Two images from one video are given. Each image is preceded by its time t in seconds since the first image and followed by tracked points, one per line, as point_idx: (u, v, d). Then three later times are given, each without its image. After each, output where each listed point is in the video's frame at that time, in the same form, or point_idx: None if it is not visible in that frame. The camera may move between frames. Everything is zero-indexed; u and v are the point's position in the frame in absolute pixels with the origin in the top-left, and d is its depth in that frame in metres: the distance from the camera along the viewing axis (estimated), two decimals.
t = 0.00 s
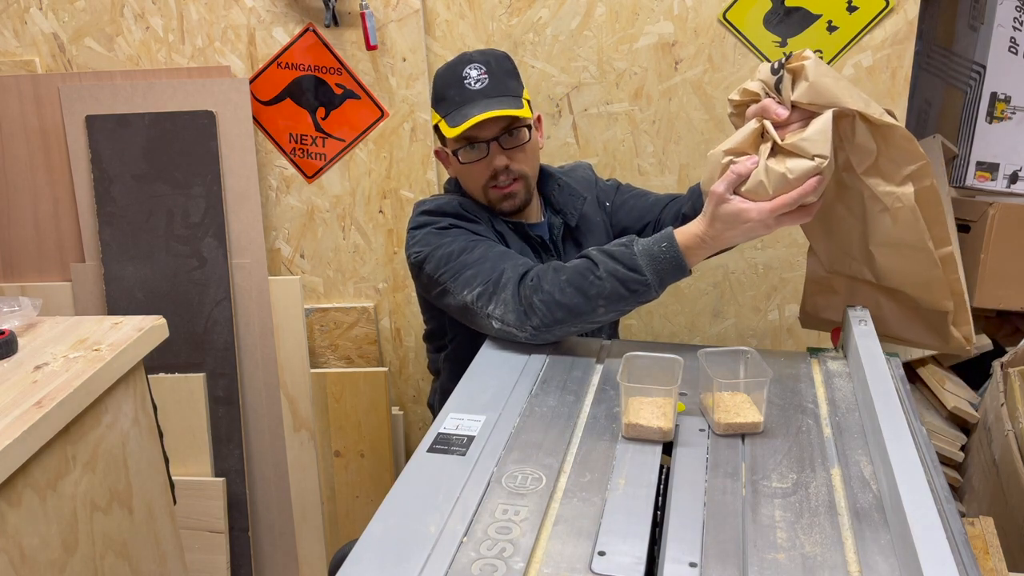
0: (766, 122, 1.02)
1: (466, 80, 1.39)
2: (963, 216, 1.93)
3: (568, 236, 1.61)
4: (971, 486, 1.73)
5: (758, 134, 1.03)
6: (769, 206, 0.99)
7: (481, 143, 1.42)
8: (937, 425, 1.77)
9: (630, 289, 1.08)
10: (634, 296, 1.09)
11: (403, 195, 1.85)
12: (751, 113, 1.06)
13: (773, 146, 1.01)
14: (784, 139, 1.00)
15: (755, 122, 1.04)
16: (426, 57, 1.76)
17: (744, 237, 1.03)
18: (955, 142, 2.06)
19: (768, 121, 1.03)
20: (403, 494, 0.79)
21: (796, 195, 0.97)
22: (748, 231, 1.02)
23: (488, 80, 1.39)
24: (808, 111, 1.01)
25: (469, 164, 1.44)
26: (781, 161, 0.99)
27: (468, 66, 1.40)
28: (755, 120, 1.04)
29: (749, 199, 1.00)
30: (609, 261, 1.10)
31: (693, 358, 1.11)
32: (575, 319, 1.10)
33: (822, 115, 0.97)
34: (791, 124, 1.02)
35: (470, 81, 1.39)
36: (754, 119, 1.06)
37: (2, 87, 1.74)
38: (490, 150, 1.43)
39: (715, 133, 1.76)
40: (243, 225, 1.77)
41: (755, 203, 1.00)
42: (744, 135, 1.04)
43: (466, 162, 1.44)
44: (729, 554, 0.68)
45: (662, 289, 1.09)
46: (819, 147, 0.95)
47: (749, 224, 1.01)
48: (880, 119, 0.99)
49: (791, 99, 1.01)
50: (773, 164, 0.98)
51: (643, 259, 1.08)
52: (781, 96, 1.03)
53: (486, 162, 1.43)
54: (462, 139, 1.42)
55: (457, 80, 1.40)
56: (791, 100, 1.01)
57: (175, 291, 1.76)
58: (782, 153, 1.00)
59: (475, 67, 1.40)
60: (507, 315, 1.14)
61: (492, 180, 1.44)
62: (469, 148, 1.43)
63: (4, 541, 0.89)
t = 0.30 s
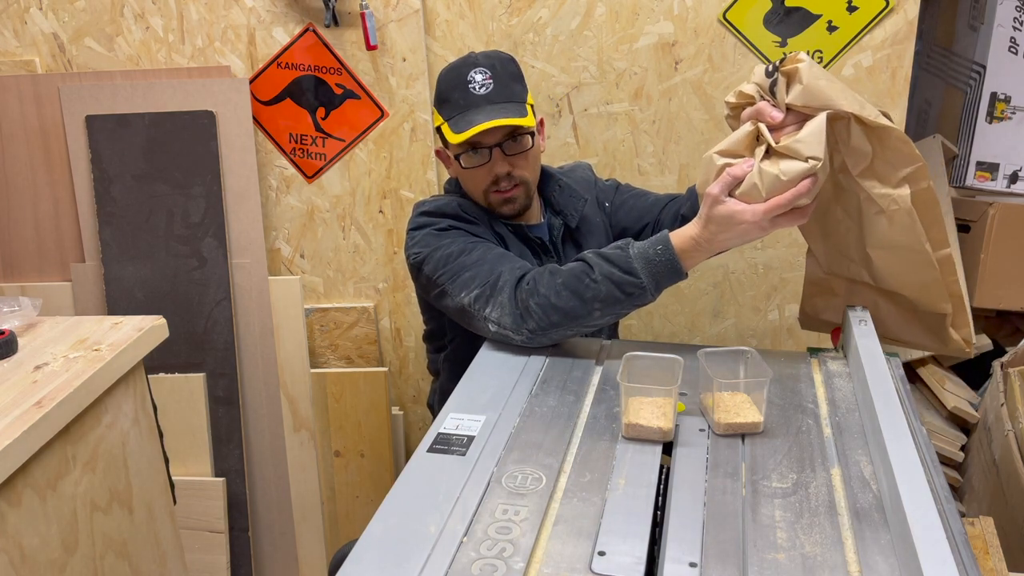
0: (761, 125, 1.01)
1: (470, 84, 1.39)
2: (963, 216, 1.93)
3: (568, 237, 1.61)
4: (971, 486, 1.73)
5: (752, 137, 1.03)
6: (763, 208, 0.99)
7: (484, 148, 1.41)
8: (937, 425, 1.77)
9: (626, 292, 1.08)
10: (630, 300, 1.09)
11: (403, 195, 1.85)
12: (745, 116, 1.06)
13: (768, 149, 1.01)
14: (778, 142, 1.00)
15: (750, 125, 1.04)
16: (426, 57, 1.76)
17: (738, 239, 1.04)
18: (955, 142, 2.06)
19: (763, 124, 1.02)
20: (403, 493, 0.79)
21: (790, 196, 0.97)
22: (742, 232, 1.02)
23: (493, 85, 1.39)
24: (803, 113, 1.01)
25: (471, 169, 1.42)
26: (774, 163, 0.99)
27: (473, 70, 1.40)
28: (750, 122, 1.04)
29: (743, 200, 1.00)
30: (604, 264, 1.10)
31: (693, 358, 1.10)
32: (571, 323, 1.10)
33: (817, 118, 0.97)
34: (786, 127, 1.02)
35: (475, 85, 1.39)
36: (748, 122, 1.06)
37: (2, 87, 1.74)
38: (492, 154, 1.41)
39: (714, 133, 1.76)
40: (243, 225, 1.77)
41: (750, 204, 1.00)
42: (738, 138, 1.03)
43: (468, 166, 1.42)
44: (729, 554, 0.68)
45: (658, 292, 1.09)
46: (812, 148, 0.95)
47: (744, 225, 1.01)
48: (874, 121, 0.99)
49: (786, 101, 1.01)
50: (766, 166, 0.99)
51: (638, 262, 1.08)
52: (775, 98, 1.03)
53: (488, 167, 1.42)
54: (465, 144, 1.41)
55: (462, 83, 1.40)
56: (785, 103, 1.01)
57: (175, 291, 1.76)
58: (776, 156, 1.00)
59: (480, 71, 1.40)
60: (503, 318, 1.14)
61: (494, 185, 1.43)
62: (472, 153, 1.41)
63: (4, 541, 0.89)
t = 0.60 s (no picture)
0: (765, 125, 1.01)
1: (474, 85, 1.39)
2: (963, 216, 1.93)
3: (568, 237, 1.61)
4: (971, 486, 1.73)
5: (756, 137, 1.02)
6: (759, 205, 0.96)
7: (487, 149, 1.41)
8: (937, 425, 1.77)
9: (614, 291, 1.06)
10: (618, 299, 1.07)
11: (403, 195, 1.85)
12: (748, 116, 1.06)
13: (771, 149, 1.01)
14: (781, 142, 1.00)
15: (754, 124, 1.03)
16: (426, 57, 1.76)
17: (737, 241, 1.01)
18: (955, 142, 2.06)
19: (767, 124, 1.02)
20: (403, 493, 0.79)
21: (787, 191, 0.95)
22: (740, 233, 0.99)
23: (496, 86, 1.39)
24: (807, 114, 1.01)
25: (475, 170, 1.42)
26: (778, 164, 0.98)
27: (476, 70, 1.40)
28: (753, 122, 1.03)
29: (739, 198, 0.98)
30: (594, 261, 1.09)
31: (693, 359, 1.10)
32: (560, 321, 1.09)
33: (821, 120, 0.97)
34: (790, 127, 1.02)
35: (478, 85, 1.39)
36: (752, 121, 1.05)
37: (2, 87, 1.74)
38: (497, 156, 1.41)
39: (714, 133, 1.76)
40: (243, 225, 1.77)
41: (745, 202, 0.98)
42: (743, 138, 1.03)
43: (473, 167, 1.42)
44: (729, 554, 0.68)
45: (648, 294, 1.07)
46: (816, 152, 0.95)
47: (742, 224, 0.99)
48: (878, 122, 1.00)
49: (790, 102, 1.01)
50: (770, 167, 0.98)
51: (628, 259, 1.06)
52: (779, 99, 1.03)
53: (492, 168, 1.42)
54: (470, 145, 1.41)
55: (465, 83, 1.39)
56: (790, 104, 1.01)
57: (175, 291, 1.76)
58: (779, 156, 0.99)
59: (483, 71, 1.40)
60: (494, 315, 1.14)
61: (497, 185, 1.44)
62: (476, 154, 1.41)
63: (4, 541, 0.89)
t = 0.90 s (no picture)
0: (763, 134, 1.02)
1: (491, 81, 1.39)
2: (963, 216, 1.93)
3: (569, 237, 1.61)
4: (971, 486, 1.73)
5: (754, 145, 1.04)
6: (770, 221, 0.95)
7: (506, 145, 1.42)
8: (937, 425, 1.77)
9: (591, 286, 1.05)
10: (595, 296, 1.05)
11: (403, 195, 1.85)
12: (747, 122, 1.06)
13: (767, 159, 1.02)
14: (778, 152, 1.01)
15: (751, 133, 1.04)
16: (426, 57, 1.76)
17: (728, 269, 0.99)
18: (955, 142, 2.06)
19: (765, 133, 1.03)
20: (403, 493, 0.79)
21: (785, 226, 0.95)
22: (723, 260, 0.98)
23: (513, 81, 1.41)
24: (804, 125, 1.01)
25: (493, 166, 1.44)
26: (772, 176, 0.99)
27: (492, 66, 1.40)
28: (752, 130, 1.05)
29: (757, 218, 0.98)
30: (578, 255, 1.08)
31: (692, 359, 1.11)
32: (536, 308, 1.08)
33: (817, 133, 0.98)
34: (788, 136, 1.02)
35: (496, 82, 1.39)
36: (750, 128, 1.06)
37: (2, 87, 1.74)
38: (515, 151, 1.43)
39: (714, 133, 1.76)
40: (243, 225, 1.77)
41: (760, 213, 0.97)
42: (740, 145, 1.05)
43: (491, 163, 1.43)
44: (729, 554, 0.68)
45: (625, 296, 1.04)
46: (809, 164, 0.96)
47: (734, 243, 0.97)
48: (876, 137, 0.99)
49: (787, 112, 1.01)
50: (765, 178, 0.99)
51: (611, 255, 1.05)
52: (778, 107, 1.03)
53: (510, 164, 1.43)
54: (490, 142, 1.41)
55: (482, 80, 1.39)
56: (787, 114, 1.01)
57: (175, 291, 1.76)
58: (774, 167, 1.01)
59: (499, 67, 1.40)
60: (476, 297, 1.14)
61: (516, 182, 1.46)
62: (496, 150, 1.42)
63: (4, 541, 0.89)
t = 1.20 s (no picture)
0: (772, 141, 0.99)
1: (503, 82, 1.39)
2: (963, 215, 1.93)
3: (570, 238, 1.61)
4: (971, 486, 1.73)
5: (763, 152, 1.00)
6: (678, 185, 1.00)
7: (517, 147, 1.41)
8: (937, 425, 1.77)
9: (541, 281, 1.04)
10: (545, 291, 1.04)
11: (403, 195, 1.85)
12: (756, 129, 1.03)
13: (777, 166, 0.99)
14: (789, 159, 0.98)
15: (760, 140, 1.01)
16: (426, 57, 1.76)
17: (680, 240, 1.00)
18: (955, 142, 2.06)
19: (774, 139, 1.00)
20: (403, 494, 0.79)
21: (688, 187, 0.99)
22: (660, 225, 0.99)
23: (524, 83, 1.41)
24: (814, 131, 0.98)
25: (503, 168, 1.43)
26: (784, 183, 0.96)
27: (504, 67, 1.40)
28: (760, 137, 1.01)
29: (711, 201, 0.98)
30: (528, 252, 1.08)
31: (693, 357, 1.11)
32: (496, 310, 1.08)
33: (830, 141, 0.95)
34: (798, 143, 0.99)
35: (507, 83, 1.40)
36: (759, 136, 1.03)
37: (2, 87, 1.74)
38: (525, 153, 1.42)
39: (715, 133, 1.76)
40: (243, 225, 1.77)
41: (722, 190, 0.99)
42: (749, 152, 1.01)
43: (501, 165, 1.43)
44: (729, 554, 0.68)
45: (575, 288, 1.04)
46: (822, 173, 0.94)
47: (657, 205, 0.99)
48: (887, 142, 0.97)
49: (798, 119, 0.98)
50: (776, 185, 0.95)
51: (556, 251, 1.04)
52: (787, 115, 1.00)
53: (519, 166, 1.43)
54: (501, 143, 1.40)
55: (494, 81, 1.39)
56: (798, 120, 0.98)
57: (175, 291, 1.76)
58: (785, 173, 0.97)
59: (511, 68, 1.41)
60: (444, 304, 1.16)
61: (524, 184, 1.45)
62: (505, 152, 1.42)
63: (4, 540, 0.89)
